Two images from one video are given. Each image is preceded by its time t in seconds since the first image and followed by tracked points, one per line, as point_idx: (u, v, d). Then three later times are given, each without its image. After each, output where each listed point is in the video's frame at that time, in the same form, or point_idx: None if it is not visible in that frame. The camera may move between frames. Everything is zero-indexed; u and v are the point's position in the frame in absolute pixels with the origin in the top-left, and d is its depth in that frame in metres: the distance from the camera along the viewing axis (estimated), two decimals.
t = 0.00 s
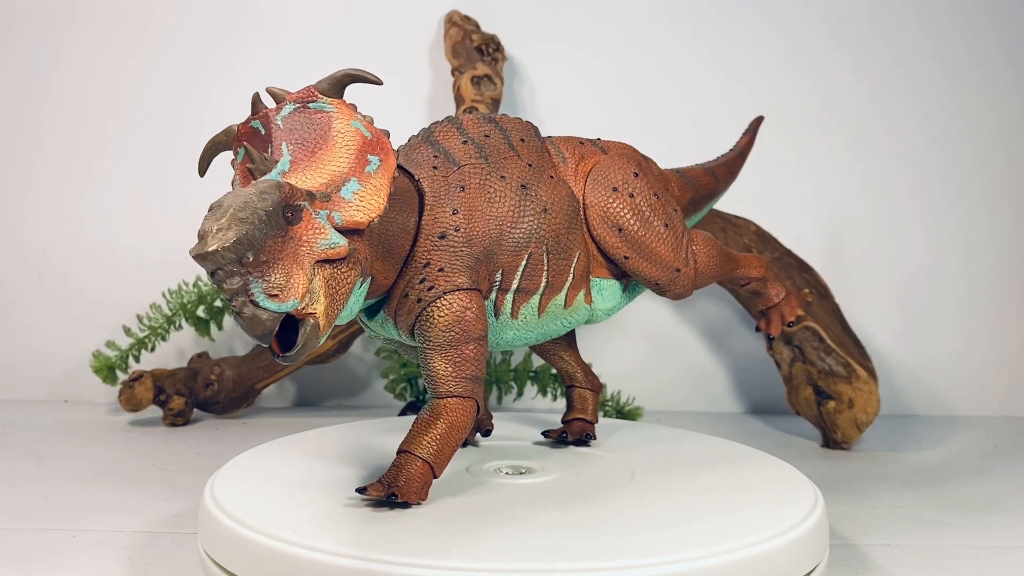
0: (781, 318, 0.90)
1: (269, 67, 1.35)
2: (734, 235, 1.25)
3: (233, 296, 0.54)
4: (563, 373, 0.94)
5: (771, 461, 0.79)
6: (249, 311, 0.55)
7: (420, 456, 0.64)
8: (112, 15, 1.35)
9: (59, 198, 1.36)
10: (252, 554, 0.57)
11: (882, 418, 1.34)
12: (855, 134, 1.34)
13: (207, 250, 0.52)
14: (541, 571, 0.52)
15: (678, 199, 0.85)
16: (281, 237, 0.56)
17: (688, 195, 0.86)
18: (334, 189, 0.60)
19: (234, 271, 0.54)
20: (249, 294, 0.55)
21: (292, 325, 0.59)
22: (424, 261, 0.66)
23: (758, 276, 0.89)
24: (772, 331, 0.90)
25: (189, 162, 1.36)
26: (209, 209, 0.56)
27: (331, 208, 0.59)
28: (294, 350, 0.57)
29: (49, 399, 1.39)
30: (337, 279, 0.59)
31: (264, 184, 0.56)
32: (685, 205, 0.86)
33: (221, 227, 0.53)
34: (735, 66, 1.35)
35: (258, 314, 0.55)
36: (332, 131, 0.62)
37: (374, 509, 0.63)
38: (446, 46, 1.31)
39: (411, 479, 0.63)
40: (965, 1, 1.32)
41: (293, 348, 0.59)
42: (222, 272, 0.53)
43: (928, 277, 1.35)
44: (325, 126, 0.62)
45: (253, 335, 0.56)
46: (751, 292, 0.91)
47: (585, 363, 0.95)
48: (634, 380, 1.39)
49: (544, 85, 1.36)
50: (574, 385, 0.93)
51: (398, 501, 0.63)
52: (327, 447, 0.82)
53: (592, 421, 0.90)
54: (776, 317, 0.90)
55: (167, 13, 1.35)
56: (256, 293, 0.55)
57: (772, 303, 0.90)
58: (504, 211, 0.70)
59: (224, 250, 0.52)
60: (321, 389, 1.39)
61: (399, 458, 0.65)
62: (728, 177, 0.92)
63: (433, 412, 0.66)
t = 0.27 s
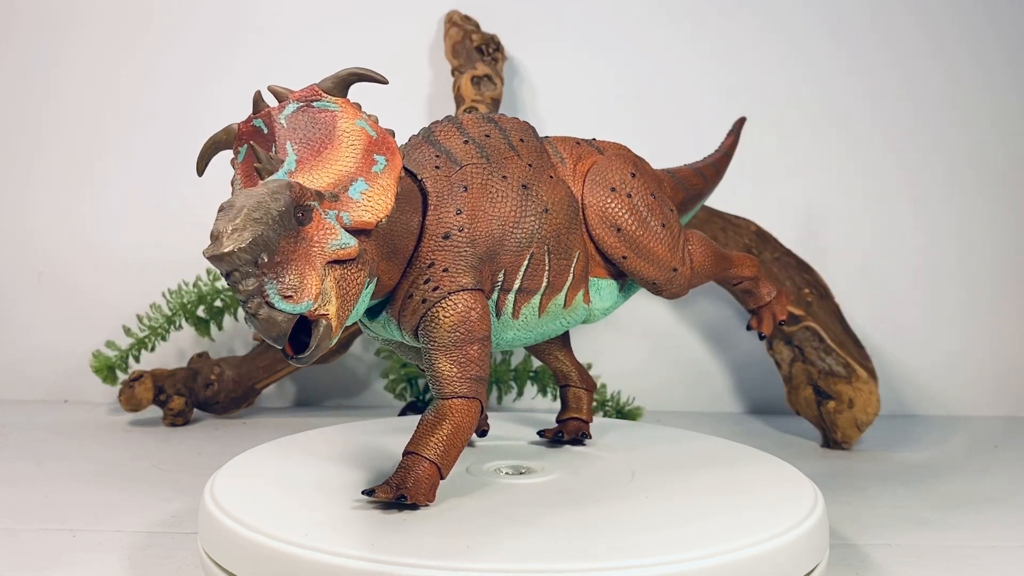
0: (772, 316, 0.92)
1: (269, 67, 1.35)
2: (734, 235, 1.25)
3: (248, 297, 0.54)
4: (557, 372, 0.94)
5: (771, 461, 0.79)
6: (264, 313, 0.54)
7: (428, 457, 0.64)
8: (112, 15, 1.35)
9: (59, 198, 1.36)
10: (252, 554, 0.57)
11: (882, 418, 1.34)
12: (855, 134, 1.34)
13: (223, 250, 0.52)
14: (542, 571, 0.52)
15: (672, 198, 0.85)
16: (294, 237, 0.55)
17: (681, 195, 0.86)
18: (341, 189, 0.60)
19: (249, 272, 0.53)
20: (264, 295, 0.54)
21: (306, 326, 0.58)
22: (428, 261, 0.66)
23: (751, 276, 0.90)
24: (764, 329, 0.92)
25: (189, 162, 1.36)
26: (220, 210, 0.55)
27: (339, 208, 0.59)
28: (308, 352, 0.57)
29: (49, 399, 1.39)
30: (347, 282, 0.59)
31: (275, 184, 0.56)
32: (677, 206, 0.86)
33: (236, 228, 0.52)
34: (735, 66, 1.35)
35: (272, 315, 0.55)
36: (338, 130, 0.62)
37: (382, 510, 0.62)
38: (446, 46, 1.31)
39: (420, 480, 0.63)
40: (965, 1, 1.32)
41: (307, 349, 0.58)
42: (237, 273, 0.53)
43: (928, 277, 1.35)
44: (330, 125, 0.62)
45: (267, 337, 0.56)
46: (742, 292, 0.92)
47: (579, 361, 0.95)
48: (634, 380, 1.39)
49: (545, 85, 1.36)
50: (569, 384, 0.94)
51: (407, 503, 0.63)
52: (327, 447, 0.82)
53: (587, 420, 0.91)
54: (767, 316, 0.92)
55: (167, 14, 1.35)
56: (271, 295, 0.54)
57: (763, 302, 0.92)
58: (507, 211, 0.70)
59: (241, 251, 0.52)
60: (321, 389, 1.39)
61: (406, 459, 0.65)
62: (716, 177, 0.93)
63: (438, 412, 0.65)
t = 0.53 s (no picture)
0: (763, 315, 0.92)
1: (269, 67, 1.35)
2: (734, 236, 1.25)
3: (264, 299, 0.54)
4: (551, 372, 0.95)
5: (771, 461, 0.79)
6: (281, 314, 0.54)
7: (435, 458, 0.64)
8: (112, 15, 1.35)
9: (59, 197, 1.36)
10: (253, 555, 0.57)
11: (882, 418, 1.35)
12: (854, 134, 1.34)
13: (240, 251, 0.51)
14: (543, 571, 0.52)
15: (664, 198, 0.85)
16: (307, 238, 0.55)
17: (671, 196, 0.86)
18: (350, 190, 0.59)
19: (266, 274, 0.53)
20: (281, 296, 0.54)
21: (318, 327, 0.58)
22: (433, 262, 0.66)
23: (743, 275, 0.90)
24: (755, 329, 0.91)
25: (189, 162, 1.36)
26: (232, 210, 0.54)
27: (348, 208, 0.59)
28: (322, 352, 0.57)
29: (49, 399, 1.39)
30: (358, 281, 0.59)
31: (287, 184, 0.56)
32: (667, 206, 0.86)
33: (252, 228, 0.52)
34: (735, 67, 1.35)
35: (289, 317, 0.55)
36: (345, 130, 0.61)
37: (389, 512, 0.62)
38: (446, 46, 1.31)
39: (428, 482, 0.63)
40: (965, 1, 1.32)
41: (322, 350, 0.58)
42: (254, 274, 0.53)
43: (927, 277, 1.35)
44: (337, 125, 0.62)
45: (282, 338, 0.56)
46: (733, 291, 0.92)
47: (575, 362, 0.95)
48: (633, 380, 1.39)
49: (545, 85, 1.36)
50: (563, 383, 0.94)
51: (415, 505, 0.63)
52: (326, 447, 0.82)
53: (581, 419, 0.91)
54: (758, 315, 0.92)
55: (167, 14, 1.35)
56: (287, 296, 0.54)
57: (755, 302, 0.91)
58: (509, 211, 0.70)
59: (258, 252, 0.51)
60: (321, 389, 1.40)
61: (413, 460, 0.64)
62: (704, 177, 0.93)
63: (444, 414, 0.65)
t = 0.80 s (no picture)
0: (754, 314, 0.91)
1: (269, 67, 1.35)
2: (734, 236, 1.24)
3: (282, 301, 0.53)
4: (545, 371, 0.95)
5: (771, 461, 0.79)
6: (299, 316, 0.54)
7: (443, 459, 0.64)
8: (112, 15, 1.35)
9: (59, 197, 1.36)
10: (254, 555, 0.57)
11: (882, 418, 1.35)
12: (854, 134, 1.34)
13: (259, 253, 0.50)
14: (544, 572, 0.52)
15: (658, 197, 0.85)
16: (321, 239, 0.55)
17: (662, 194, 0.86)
18: (359, 189, 0.59)
19: (284, 275, 0.52)
20: (298, 298, 0.54)
21: (332, 328, 0.57)
22: (438, 262, 0.66)
23: (734, 274, 0.90)
24: (746, 327, 0.90)
25: (190, 162, 1.36)
26: (246, 211, 0.54)
27: (358, 208, 0.58)
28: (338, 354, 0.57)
29: (49, 398, 1.39)
30: (370, 282, 0.58)
31: (300, 185, 0.55)
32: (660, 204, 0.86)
33: (270, 229, 0.51)
34: (735, 67, 1.35)
35: (306, 318, 0.54)
36: (352, 130, 0.61)
37: (397, 514, 0.62)
38: (446, 46, 1.31)
39: (438, 484, 0.63)
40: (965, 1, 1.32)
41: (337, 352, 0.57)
42: (274, 275, 0.52)
43: (927, 277, 1.35)
44: (344, 124, 0.61)
45: (298, 341, 0.55)
46: (724, 290, 0.91)
47: (569, 362, 0.96)
48: (634, 380, 1.39)
49: (545, 85, 1.36)
50: (557, 383, 0.94)
51: (424, 506, 0.62)
52: (326, 448, 0.82)
53: (575, 418, 0.91)
54: (749, 314, 0.91)
55: (167, 14, 1.35)
56: (304, 297, 0.54)
57: (745, 301, 0.91)
58: (511, 211, 0.70)
59: (278, 253, 0.51)
60: (321, 389, 1.40)
61: (420, 462, 0.64)
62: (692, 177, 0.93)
63: (450, 415, 0.65)
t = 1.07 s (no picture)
0: (744, 313, 0.91)
1: (269, 67, 1.35)
2: (734, 236, 1.24)
3: (301, 302, 0.53)
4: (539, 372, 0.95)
5: (771, 461, 0.79)
6: (318, 317, 0.54)
7: (451, 460, 0.64)
8: (112, 15, 1.35)
9: (58, 197, 1.36)
10: (254, 556, 0.57)
11: (882, 418, 1.35)
12: (855, 134, 1.34)
13: (280, 255, 0.50)
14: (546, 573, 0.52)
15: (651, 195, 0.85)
16: (337, 240, 0.55)
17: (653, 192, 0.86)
18: (369, 190, 0.59)
19: (304, 276, 0.52)
20: (317, 299, 0.54)
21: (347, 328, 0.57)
22: (443, 263, 0.66)
23: (725, 273, 0.90)
24: (738, 326, 0.91)
25: (190, 162, 1.36)
26: (262, 211, 0.53)
27: (369, 209, 0.58)
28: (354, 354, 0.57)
29: (49, 398, 1.39)
30: (383, 283, 0.58)
31: (315, 185, 0.54)
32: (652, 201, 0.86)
33: (289, 230, 0.51)
34: (735, 67, 1.35)
35: (324, 319, 0.54)
36: (361, 129, 0.60)
37: (407, 516, 0.61)
38: (446, 46, 1.31)
39: (447, 483, 0.63)
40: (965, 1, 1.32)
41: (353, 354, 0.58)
42: (293, 277, 0.52)
43: (927, 277, 1.35)
44: (351, 123, 0.60)
45: (316, 341, 0.55)
46: (714, 289, 0.91)
47: (564, 364, 0.96)
48: (634, 380, 1.39)
49: (545, 85, 1.36)
50: (552, 382, 0.95)
51: (435, 507, 0.62)
52: (326, 448, 0.82)
53: (569, 418, 0.91)
54: (738, 313, 0.91)
55: (166, 13, 1.35)
56: (323, 299, 0.54)
57: (735, 299, 0.91)
58: (514, 212, 0.70)
59: (297, 254, 0.51)
60: (321, 389, 1.40)
61: (428, 464, 0.64)
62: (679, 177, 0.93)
63: (455, 416, 0.65)
